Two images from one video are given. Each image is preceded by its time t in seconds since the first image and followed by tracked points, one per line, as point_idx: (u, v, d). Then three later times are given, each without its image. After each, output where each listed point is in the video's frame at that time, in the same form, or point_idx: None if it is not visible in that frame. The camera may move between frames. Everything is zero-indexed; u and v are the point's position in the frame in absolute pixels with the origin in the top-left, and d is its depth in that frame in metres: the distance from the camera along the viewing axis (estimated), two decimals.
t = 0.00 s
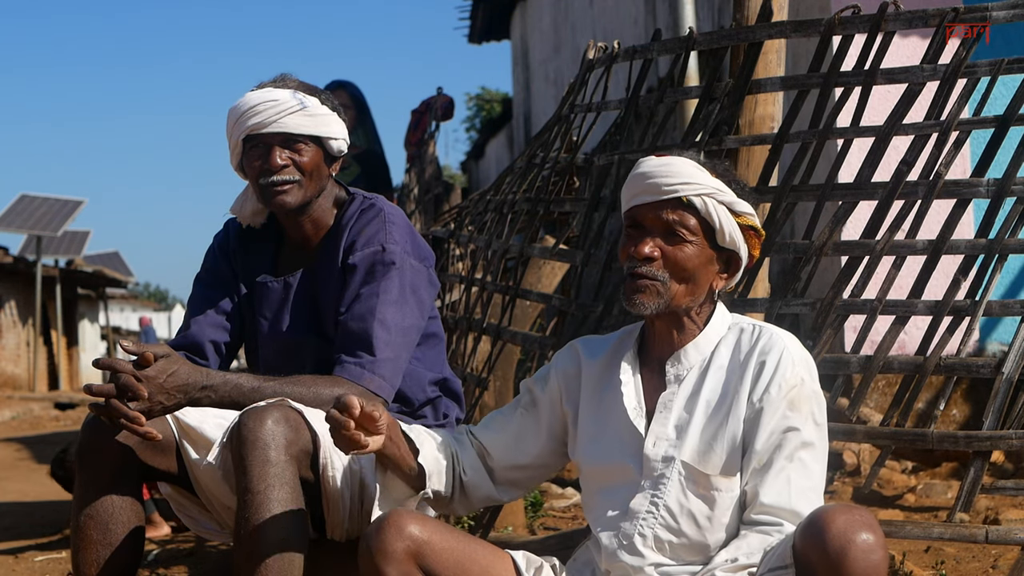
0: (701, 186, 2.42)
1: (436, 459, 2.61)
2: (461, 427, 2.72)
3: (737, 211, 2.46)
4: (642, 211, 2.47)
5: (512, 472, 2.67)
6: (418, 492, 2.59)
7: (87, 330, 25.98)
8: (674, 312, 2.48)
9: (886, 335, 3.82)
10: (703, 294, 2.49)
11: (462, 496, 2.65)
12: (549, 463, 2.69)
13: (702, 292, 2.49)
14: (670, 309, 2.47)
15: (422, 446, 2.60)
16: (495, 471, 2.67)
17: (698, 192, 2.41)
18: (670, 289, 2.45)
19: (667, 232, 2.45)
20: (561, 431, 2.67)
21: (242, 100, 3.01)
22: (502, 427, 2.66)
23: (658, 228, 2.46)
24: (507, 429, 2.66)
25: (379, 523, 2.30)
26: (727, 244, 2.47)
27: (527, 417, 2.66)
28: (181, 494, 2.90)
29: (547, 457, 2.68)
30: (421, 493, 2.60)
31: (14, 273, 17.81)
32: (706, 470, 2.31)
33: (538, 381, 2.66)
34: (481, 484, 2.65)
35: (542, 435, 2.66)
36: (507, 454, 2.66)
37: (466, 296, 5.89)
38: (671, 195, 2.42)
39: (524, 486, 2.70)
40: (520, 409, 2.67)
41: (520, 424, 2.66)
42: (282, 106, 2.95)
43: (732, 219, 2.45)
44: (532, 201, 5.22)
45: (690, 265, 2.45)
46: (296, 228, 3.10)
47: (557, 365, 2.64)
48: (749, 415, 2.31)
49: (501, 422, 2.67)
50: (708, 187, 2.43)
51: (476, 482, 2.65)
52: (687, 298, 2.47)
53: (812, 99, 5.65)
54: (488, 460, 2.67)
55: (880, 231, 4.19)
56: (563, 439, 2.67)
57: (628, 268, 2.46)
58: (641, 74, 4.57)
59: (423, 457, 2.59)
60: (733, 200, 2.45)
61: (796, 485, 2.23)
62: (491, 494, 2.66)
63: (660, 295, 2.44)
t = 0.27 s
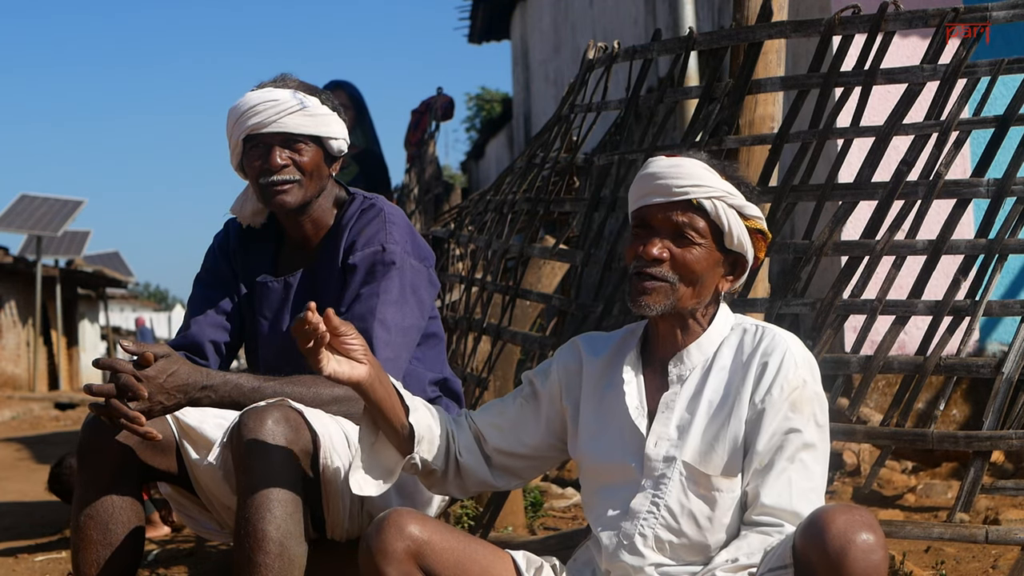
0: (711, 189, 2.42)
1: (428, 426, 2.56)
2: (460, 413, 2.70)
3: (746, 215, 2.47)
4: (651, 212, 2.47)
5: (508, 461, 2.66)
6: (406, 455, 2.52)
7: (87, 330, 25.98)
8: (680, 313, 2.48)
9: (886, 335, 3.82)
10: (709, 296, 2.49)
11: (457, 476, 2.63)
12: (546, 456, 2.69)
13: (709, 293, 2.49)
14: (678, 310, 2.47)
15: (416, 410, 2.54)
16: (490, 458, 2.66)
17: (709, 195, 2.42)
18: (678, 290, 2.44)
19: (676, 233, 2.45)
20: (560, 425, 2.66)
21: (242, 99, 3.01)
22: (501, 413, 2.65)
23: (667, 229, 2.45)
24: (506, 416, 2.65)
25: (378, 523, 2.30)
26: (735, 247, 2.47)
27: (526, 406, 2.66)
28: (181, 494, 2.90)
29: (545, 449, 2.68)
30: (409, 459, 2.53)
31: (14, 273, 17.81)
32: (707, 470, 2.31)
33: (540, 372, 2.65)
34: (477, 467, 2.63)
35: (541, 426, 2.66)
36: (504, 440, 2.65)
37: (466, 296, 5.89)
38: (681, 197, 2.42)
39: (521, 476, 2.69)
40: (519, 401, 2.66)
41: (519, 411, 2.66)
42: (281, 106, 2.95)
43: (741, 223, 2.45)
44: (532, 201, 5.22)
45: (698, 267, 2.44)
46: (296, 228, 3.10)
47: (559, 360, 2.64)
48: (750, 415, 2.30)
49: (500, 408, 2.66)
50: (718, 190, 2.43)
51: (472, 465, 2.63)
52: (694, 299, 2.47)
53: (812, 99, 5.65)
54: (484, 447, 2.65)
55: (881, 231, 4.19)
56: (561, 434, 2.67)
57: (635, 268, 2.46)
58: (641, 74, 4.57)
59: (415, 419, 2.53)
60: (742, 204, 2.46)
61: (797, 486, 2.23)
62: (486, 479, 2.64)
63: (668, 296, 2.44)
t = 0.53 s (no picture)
0: (716, 189, 2.41)
1: (425, 413, 2.58)
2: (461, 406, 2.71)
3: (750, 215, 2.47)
4: (655, 211, 2.46)
5: (507, 455, 2.66)
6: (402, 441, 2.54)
7: (87, 330, 25.98)
8: (683, 313, 2.48)
9: (886, 336, 3.81)
10: (712, 295, 2.48)
11: (456, 466, 2.64)
12: (545, 453, 2.69)
13: (711, 293, 2.48)
14: (680, 309, 2.47)
15: (412, 396, 2.57)
16: (490, 451, 2.66)
17: (713, 195, 2.41)
18: (681, 290, 2.44)
19: (679, 233, 2.44)
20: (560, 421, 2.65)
21: (241, 99, 3.01)
22: (501, 407, 2.65)
23: (671, 229, 2.45)
24: (506, 410, 2.65)
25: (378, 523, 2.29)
26: (739, 247, 2.46)
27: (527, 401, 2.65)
28: (181, 494, 2.89)
29: (545, 446, 2.67)
30: (404, 446, 2.55)
31: (14, 273, 17.81)
32: (708, 470, 2.30)
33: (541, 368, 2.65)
34: (476, 458, 2.63)
35: (541, 421, 2.65)
36: (503, 433, 2.65)
37: (466, 296, 5.88)
38: (686, 197, 2.41)
39: (521, 471, 2.69)
40: (520, 396, 2.66)
41: (520, 406, 2.65)
42: (281, 106, 2.95)
43: (745, 223, 2.45)
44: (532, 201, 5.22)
45: (701, 267, 2.44)
46: (296, 227, 3.10)
47: (561, 357, 2.64)
48: (751, 415, 2.30)
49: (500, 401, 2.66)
50: (722, 190, 2.43)
51: (470, 456, 2.63)
52: (696, 299, 2.46)
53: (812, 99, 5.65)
54: (483, 440, 2.65)
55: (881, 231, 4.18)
56: (561, 431, 2.67)
57: (639, 268, 2.45)
58: (641, 73, 4.56)
59: (411, 405, 2.55)
60: (746, 204, 2.46)
61: (798, 486, 2.23)
62: (485, 471, 2.64)
63: (670, 296, 2.44)
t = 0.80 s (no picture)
0: (711, 186, 2.41)
1: (431, 415, 2.58)
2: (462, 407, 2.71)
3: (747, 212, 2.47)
4: (651, 210, 2.46)
5: (510, 457, 2.66)
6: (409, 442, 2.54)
7: (87, 330, 25.99)
8: (681, 311, 2.48)
9: (886, 336, 3.81)
10: (709, 293, 2.48)
11: (459, 468, 2.64)
12: (546, 454, 2.69)
13: (709, 291, 2.48)
14: (678, 308, 2.47)
15: (419, 397, 2.57)
16: (492, 453, 2.66)
17: (709, 192, 2.41)
18: (678, 288, 2.44)
19: (676, 231, 2.44)
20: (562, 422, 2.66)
21: (241, 99, 3.01)
22: (502, 408, 2.66)
23: (667, 227, 2.45)
24: (507, 411, 2.65)
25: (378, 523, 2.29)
26: (736, 245, 2.46)
27: (528, 402, 2.66)
28: (181, 494, 2.90)
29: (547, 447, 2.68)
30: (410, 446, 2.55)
31: (14, 274, 17.81)
32: (707, 469, 2.30)
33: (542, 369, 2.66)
34: (479, 460, 2.63)
35: (542, 422, 2.65)
36: (506, 434, 2.65)
37: (466, 295, 5.88)
38: (682, 194, 2.41)
39: (523, 472, 2.69)
40: (521, 396, 2.66)
41: (521, 407, 2.66)
42: (281, 105, 2.95)
43: (741, 221, 2.45)
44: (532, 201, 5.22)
45: (698, 265, 2.44)
46: (296, 227, 3.10)
47: (561, 357, 2.64)
48: (751, 415, 2.30)
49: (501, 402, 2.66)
50: (718, 187, 2.43)
51: (474, 457, 2.63)
52: (694, 297, 2.46)
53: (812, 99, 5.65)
54: (486, 441, 2.66)
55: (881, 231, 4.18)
56: (562, 432, 2.67)
57: (636, 267, 2.46)
58: (641, 73, 4.56)
59: (417, 405, 2.56)
60: (743, 201, 2.46)
61: (798, 486, 2.23)
62: (488, 472, 2.64)
63: (668, 294, 2.44)
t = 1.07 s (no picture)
0: (712, 185, 2.42)
1: (433, 408, 2.59)
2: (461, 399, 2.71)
3: (746, 211, 2.47)
4: (652, 208, 2.47)
5: (506, 452, 2.67)
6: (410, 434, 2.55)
7: (87, 330, 26.00)
8: (679, 311, 2.48)
9: (886, 335, 3.82)
10: (709, 292, 2.48)
11: (456, 460, 2.65)
12: (543, 450, 2.70)
13: (708, 290, 2.48)
14: (677, 306, 2.47)
15: (421, 391, 2.58)
16: (489, 446, 2.67)
17: (710, 190, 2.42)
18: (678, 287, 2.44)
19: (676, 229, 2.45)
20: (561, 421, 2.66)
21: (243, 100, 3.01)
22: (501, 401, 2.66)
23: (668, 225, 2.46)
24: (506, 404, 2.66)
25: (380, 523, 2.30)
26: (736, 244, 2.46)
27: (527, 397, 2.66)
28: (181, 494, 2.90)
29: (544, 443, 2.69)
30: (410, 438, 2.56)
31: (14, 274, 17.82)
32: (707, 468, 2.31)
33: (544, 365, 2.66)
34: (476, 452, 2.65)
35: (540, 417, 2.66)
36: (504, 427, 2.66)
37: (467, 296, 5.89)
38: (682, 192, 2.42)
39: (518, 465, 2.70)
40: (521, 392, 2.66)
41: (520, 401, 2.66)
42: (283, 105, 2.95)
43: (741, 220, 2.45)
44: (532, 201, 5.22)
45: (698, 264, 2.44)
46: (296, 227, 3.10)
47: (564, 354, 2.65)
48: (751, 414, 2.30)
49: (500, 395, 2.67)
50: (719, 186, 2.43)
51: (471, 449, 2.64)
52: (693, 296, 2.47)
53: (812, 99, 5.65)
54: (484, 434, 2.67)
55: (880, 231, 4.19)
56: (560, 430, 2.68)
57: (637, 265, 2.46)
58: (641, 73, 4.57)
59: (419, 399, 2.56)
60: (742, 201, 2.46)
61: (797, 485, 2.23)
62: (484, 464, 2.65)
63: (667, 292, 2.44)
